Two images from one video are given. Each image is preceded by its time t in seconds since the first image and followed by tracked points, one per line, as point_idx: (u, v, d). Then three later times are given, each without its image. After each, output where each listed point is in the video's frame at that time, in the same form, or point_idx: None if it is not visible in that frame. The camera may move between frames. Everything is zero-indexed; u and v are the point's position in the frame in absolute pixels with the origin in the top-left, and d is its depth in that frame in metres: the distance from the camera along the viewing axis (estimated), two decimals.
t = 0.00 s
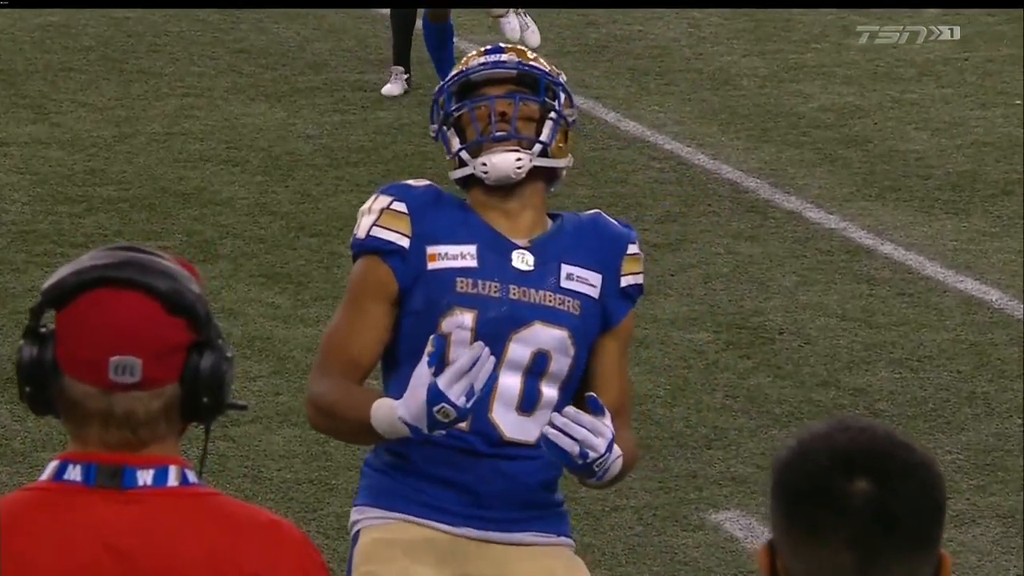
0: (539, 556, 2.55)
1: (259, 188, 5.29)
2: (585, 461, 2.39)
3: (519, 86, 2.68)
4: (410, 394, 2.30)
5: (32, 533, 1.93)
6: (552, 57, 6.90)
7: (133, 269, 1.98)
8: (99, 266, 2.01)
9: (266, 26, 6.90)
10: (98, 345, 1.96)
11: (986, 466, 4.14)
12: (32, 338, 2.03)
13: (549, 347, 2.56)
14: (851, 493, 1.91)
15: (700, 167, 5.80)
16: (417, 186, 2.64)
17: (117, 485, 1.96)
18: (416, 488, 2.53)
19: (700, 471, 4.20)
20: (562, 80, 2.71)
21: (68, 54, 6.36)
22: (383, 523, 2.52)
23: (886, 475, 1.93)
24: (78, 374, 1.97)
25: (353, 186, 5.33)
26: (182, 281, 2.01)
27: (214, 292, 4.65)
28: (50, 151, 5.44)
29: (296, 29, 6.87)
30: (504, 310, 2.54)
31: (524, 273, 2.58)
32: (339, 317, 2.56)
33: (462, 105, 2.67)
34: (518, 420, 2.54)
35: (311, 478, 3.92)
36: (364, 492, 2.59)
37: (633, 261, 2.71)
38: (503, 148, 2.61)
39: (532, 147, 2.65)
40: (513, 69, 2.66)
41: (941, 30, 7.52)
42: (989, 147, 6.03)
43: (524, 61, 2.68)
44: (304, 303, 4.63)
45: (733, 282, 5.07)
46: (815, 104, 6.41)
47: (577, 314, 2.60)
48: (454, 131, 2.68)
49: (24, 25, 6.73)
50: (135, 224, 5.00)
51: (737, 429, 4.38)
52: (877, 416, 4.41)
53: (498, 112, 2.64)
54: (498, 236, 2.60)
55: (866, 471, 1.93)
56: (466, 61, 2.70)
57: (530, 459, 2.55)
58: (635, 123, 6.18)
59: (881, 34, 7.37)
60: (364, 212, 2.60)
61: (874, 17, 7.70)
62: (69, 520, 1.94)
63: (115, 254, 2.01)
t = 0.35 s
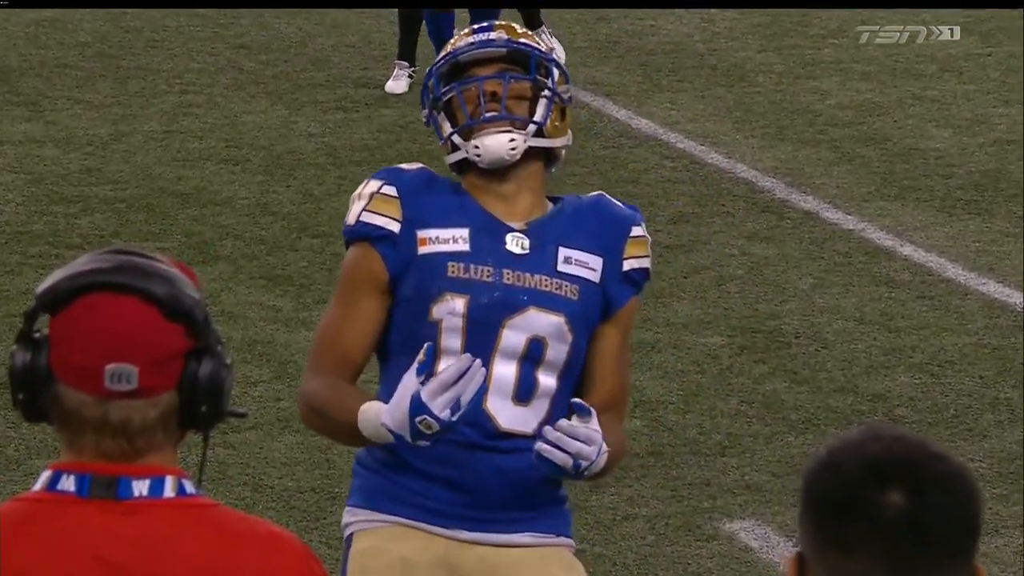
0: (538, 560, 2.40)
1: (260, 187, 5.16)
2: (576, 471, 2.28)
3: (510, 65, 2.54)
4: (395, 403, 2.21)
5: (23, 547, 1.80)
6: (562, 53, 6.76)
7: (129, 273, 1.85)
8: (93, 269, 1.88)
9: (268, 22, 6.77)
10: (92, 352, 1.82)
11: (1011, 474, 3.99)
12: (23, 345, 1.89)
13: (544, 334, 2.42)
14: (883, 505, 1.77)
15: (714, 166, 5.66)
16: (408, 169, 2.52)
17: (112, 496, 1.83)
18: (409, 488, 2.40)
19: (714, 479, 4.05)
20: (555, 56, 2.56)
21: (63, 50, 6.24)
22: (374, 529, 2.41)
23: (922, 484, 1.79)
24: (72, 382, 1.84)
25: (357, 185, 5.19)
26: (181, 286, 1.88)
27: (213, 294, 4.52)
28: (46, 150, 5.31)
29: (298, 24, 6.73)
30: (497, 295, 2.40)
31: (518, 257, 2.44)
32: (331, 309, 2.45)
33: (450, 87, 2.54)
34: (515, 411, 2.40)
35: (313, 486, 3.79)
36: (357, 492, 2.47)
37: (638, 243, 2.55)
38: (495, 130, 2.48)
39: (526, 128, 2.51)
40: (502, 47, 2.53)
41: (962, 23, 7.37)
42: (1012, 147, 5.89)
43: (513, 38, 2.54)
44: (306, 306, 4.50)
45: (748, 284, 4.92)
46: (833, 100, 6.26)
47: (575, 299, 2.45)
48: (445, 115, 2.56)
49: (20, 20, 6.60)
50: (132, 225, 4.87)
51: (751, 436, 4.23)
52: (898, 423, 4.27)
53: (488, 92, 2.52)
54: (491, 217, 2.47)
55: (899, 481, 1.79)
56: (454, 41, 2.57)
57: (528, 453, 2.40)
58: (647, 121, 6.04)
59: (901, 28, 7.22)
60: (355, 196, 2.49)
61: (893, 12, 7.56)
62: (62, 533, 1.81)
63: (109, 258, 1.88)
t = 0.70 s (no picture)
0: (536, 555, 2.44)
1: (259, 185, 5.01)
2: (565, 464, 2.30)
3: (502, 39, 2.53)
4: (383, 406, 2.26)
5: (20, 559, 1.81)
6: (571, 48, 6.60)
7: (126, 278, 1.85)
8: (89, 272, 1.87)
9: (268, 15, 6.61)
10: (90, 358, 1.83)
11: None
12: (18, 350, 1.90)
13: (540, 317, 2.42)
14: (921, 516, 1.70)
15: (727, 164, 5.51)
16: (401, 147, 2.51)
17: (107, 506, 1.84)
18: (404, 479, 2.42)
19: (727, 486, 3.91)
20: (547, 26, 2.55)
21: (56, 44, 6.08)
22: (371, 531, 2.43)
23: (961, 493, 1.71)
24: (67, 389, 1.85)
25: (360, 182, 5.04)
26: (179, 291, 1.88)
27: (210, 295, 4.38)
28: (39, 147, 5.17)
29: (299, 18, 6.58)
30: (490, 278, 2.41)
31: (512, 238, 2.44)
32: (324, 296, 2.47)
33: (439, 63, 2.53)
34: (511, 398, 2.41)
35: (313, 494, 3.65)
36: (352, 489, 2.49)
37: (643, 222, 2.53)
38: (489, 105, 2.47)
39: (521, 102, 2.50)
40: (492, 21, 2.51)
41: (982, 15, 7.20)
42: None
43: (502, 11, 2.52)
44: (307, 307, 4.36)
45: (763, 285, 4.77)
46: (851, 96, 6.11)
47: (573, 280, 2.45)
48: (436, 92, 2.54)
49: (13, 13, 6.44)
50: (128, 224, 4.73)
51: (766, 442, 4.08)
52: (918, 429, 4.13)
53: (479, 68, 2.50)
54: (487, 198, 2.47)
55: (939, 489, 1.71)
56: (443, 17, 2.55)
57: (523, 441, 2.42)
58: (658, 117, 5.88)
59: (919, 21, 7.06)
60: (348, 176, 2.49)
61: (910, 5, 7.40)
62: (58, 545, 1.82)
63: (106, 261, 1.87)
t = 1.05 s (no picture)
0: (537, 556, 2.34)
1: (261, 183, 4.86)
2: (563, 453, 2.21)
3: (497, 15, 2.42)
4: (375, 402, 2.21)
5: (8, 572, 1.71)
6: (583, 42, 6.43)
7: (125, 281, 1.75)
8: (86, 275, 1.77)
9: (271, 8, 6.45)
10: (85, 363, 1.74)
11: None
12: (9, 354, 1.80)
13: (541, 304, 2.34)
14: (967, 526, 1.68)
15: (745, 162, 5.34)
16: (398, 129, 2.44)
17: (103, 517, 1.74)
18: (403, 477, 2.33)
19: (744, 495, 3.74)
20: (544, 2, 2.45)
21: (50, 36, 5.93)
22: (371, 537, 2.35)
23: (1005, 502, 1.69)
24: (62, 396, 1.75)
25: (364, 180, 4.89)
26: (179, 295, 1.78)
27: (209, 296, 4.23)
28: (33, 143, 5.02)
29: (302, 11, 6.42)
30: (488, 265, 2.33)
31: (512, 222, 2.36)
32: (319, 285, 2.39)
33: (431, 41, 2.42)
34: (513, 389, 2.33)
35: (316, 502, 3.49)
36: (350, 489, 2.40)
37: (653, 203, 2.44)
38: (484, 85, 2.38)
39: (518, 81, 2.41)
40: None
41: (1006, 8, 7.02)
42: None
43: None
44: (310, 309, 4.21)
45: (782, 287, 4.61)
46: (874, 91, 5.95)
47: (575, 266, 2.36)
48: (430, 72, 2.45)
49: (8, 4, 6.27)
50: (124, 223, 4.58)
51: (785, 449, 3.92)
52: (943, 436, 3.97)
53: (474, 46, 2.40)
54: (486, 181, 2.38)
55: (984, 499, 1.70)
56: None
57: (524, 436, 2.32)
58: (673, 112, 5.72)
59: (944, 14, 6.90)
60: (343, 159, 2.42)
61: None
62: (50, 557, 1.72)
63: (103, 263, 1.77)
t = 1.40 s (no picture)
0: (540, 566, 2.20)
1: (265, 181, 4.72)
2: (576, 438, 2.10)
3: None
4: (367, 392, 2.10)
5: None
6: (598, 37, 6.28)
7: (127, 283, 1.61)
8: (86, 278, 1.63)
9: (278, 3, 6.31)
10: (85, 369, 1.59)
11: None
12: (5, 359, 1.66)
13: (547, 298, 2.18)
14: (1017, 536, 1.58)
15: (767, 160, 5.19)
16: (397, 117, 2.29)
17: (103, 529, 1.60)
18: (405, 485, 2.19)
19: (765, 505, 3.58)
20: None
21: (49, 30, 5.80)
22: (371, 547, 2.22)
23: None
24: (62, 403, 1.60)
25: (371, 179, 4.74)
26: (183, 297, 1.64)
27: (211, 298, 4.09)
28: (32, 141, 4.89)
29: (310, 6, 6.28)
30: (490, 257, 2.18)
31: (514, 212, 2.20)
32: (317, 279, 2.26)
33: (428, 28, 2.28)
34: (519, 386, 2.17)
35: (321, 513, 3.34)
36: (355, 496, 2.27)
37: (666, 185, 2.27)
38: (483, 73, 2.22)
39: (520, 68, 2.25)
40: None
41: None
42: None
43: None
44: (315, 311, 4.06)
45: (804, 290, 4.46)
46: (900, 86, 5.80)
47: (582, 256, 2.20)
48: (430, 60, 2.30)
49: None
50: (125, 223, 4.44)
51: (808, 457, 3.76)
52: (973, 446, 3.81)
53: (471, 32, 2.25)
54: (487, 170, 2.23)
55: None
56: None
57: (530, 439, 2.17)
58: (692, 109, 5.57)
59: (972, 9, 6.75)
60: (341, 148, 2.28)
61: None
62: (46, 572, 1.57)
63: (103, 264, 1.63)
